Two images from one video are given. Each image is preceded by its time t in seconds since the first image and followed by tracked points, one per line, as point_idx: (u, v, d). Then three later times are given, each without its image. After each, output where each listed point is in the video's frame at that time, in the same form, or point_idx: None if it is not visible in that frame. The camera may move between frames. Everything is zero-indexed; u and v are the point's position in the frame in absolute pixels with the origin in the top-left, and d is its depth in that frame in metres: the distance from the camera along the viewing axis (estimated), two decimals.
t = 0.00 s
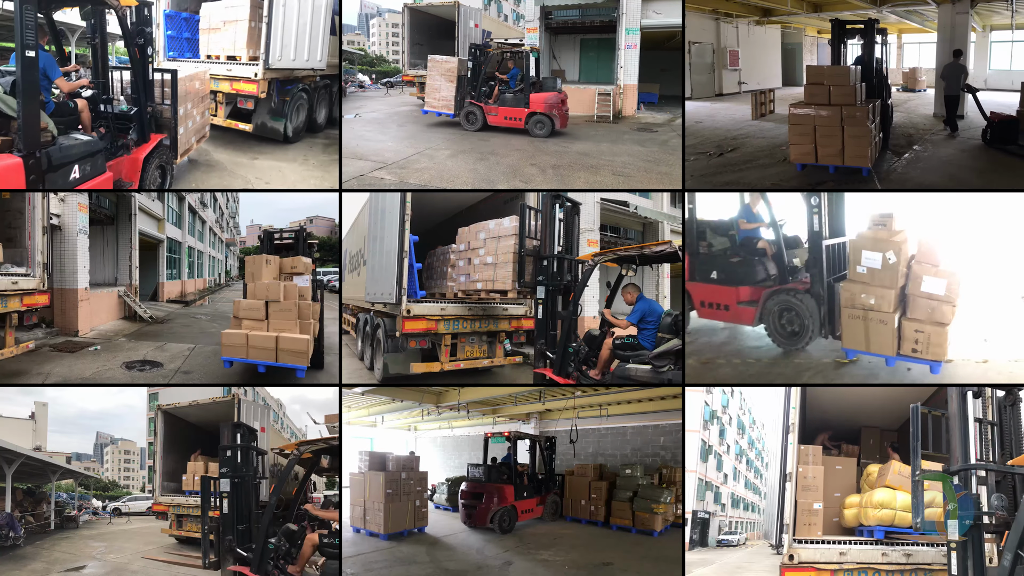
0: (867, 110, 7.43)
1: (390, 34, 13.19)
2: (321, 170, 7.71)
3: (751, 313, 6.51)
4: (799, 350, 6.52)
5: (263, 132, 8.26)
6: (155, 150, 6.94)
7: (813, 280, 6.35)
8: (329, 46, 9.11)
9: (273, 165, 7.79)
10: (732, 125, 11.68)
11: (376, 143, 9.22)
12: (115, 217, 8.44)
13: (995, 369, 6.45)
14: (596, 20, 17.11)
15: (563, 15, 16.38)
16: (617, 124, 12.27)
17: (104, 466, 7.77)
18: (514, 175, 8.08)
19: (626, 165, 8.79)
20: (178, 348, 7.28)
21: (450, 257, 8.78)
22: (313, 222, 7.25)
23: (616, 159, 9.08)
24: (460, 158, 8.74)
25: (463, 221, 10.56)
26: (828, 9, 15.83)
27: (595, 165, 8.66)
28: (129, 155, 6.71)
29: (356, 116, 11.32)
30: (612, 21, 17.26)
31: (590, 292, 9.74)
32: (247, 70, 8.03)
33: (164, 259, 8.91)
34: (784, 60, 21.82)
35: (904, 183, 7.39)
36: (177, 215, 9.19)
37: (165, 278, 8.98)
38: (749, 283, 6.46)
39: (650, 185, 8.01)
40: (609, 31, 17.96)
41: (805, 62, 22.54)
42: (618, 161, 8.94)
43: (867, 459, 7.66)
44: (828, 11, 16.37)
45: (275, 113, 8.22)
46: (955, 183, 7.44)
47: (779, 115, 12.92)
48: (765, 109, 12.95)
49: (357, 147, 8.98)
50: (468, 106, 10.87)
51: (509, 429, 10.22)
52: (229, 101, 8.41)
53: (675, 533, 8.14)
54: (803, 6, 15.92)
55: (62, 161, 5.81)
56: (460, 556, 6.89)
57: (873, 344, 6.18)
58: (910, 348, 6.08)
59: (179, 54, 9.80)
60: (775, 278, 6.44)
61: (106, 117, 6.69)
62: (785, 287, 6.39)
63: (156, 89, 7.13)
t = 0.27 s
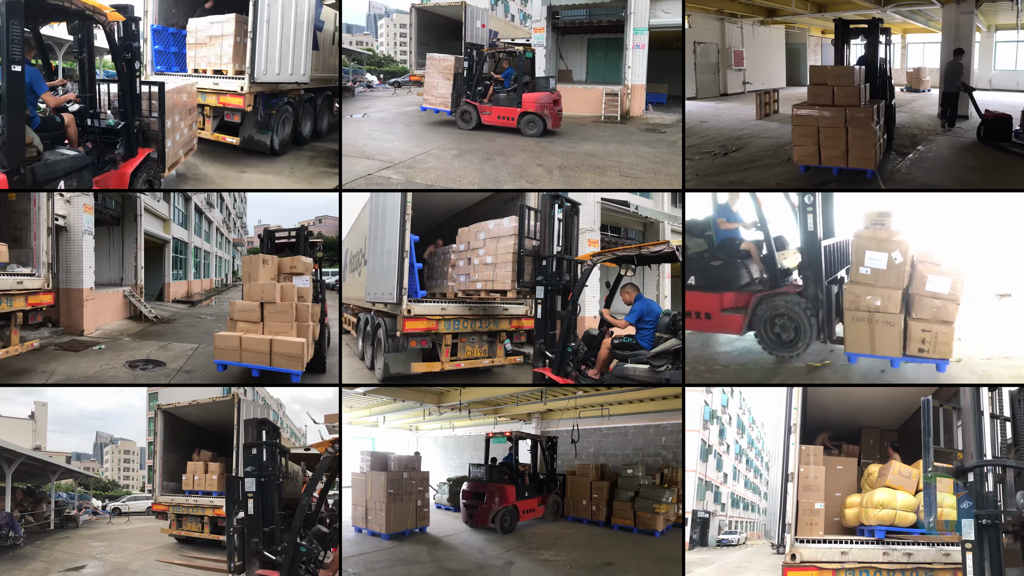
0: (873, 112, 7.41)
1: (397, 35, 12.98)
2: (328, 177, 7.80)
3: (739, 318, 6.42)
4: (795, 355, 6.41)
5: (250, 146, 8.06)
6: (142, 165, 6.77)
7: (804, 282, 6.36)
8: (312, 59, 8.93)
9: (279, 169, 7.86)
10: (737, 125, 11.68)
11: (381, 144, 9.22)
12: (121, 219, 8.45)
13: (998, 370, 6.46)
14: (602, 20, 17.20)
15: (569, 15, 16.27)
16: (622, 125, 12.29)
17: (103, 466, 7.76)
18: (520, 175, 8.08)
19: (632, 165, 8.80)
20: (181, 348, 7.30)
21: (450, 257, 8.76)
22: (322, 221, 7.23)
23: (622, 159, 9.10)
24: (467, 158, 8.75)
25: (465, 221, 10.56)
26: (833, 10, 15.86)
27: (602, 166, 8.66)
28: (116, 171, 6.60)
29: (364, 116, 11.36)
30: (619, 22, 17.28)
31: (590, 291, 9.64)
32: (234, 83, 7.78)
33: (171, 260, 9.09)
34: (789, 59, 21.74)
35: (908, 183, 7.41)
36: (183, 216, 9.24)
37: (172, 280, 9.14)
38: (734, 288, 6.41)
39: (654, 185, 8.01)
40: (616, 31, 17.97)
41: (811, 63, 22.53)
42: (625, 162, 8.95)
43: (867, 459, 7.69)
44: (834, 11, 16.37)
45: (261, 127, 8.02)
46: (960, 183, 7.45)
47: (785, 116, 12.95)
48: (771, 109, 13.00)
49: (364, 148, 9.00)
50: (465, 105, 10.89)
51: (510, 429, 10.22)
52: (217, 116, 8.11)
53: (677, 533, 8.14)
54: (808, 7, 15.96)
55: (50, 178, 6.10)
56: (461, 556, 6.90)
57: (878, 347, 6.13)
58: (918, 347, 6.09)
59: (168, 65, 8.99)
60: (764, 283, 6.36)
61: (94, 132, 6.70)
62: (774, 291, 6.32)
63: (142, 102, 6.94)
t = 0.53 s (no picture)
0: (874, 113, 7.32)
1: (401, 35, 12.51)
2: (334, 181, 7.86)
3: (733, 324, 6.31)
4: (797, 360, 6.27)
5: (242, 160, 7.59)
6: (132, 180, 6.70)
7: (801, 284, 6.19)
8: (301, 72, 8.56)
9: (278, 177, 7.73)
10: (740, 125, 11.68)
11: (384, 144, 9.23)
12: (125, 219, 8.55)
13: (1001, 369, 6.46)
14: (607, 20, 17.21)
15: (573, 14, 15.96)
16: (625, 125, 12.30)
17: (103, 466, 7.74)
18: (523, 175, 8.08)
19: (636, 166, 8.81)
20: (183, 347, 7.30)
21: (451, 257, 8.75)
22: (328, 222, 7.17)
23: (626, 160, 9.11)
24: (471, 157, 8.76)
25: (466, 222, 10.55)
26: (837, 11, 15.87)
27: (605, 166, 8.66)
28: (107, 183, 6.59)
29: (369, 115, 11.47)
30: (623, 22, 17.28)
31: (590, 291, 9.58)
32: (224, 95, 7.34)
33: (175, 259, 9.06)
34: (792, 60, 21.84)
35: (912, 183, 7.42)
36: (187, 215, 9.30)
37: (176, 279, 9.14)
38: (723, 292, 6.31)
39: (656, 185, 8.01)
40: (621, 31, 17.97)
41: (814, 63, 22.54)
42: (628, 162, 8.96)
43: (867, 458, 7.70)
44: (838, 12, 16.38)
45: (253, 140, 7.59)
46: (964, 183, 7.46)
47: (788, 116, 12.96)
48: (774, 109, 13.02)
49: (368, 148, 9.01)
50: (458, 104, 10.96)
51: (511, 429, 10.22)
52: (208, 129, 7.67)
53: (678, 533, 8.14)
54: (812, 7, 15.98)
55: (36, 187, 6.67)
56: (462, 555, 6.90)
57: (886, 347, 6.08)
58: (924, 346, 6.08)
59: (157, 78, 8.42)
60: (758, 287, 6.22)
61: (84, 146, 6.61)
62: (771, 294, 6.16)
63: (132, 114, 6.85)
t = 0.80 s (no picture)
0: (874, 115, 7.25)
1: (404, 35, 12.26)
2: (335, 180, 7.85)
3: (732, 330, 6.31)
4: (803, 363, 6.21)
5: (236, 169, 7.52)
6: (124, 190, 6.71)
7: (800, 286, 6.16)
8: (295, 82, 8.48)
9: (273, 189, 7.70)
10: (742, 125, 11.67)
11: (387, 144, 9.23)
12: (127, 219, 8.53)
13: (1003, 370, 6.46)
14: (610, 20, 17.20)
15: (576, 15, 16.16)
16: (628, 125, 12.30)
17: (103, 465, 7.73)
18: (525, 175, 8.08)
19: (638, 166, 8.81)
20: (184, 347, 7.29)
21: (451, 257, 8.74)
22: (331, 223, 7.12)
23: (628, 160, 9.11)
24: (473, 158, 8.77)
25: (466, 222, 10.53)
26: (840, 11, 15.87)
27: (608, 167, 8.65)
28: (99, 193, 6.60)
29: (371, 115, 11.50)
30: (626, 22, 17.27)
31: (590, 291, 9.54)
32: (218, 105, 7.29)
33: (178, 259, 9.09)
34: (796, 59, 21.92)
35: (915, 183, 7.42)
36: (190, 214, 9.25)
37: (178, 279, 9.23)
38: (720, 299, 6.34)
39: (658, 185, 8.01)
40: (624, 31, 17.95)
41: (817, 63, 22.53)
42: (630, 163, 8.96)
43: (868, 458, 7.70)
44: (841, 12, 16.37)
45: (248, 149, 7.53)
46: (966, 183, 7.46)
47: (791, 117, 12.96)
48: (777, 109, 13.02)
49: (370, 148, 9.01)
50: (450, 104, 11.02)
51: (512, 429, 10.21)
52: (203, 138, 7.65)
53: (678, 533, 8.14)
54: (815, 8, 15.97)
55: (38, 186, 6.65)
56: (462, 555, 6.90)
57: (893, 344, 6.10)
58: (931, 340, 6.14)
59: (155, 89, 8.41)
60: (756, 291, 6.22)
61: (79, 155, 6.74)
62: (771, 298, 6.14)
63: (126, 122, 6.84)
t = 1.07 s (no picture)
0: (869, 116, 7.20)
1: (406, 36, 12.20)
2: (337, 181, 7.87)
3: (733, 335, 6.24)
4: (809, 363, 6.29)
5: (231, 175, 7.46)
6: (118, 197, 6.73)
7: (807, 287, 6.19)
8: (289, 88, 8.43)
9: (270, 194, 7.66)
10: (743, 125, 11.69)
11: (388, 145, 9.24)
12: (129, 219, 8.57)
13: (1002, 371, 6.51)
14: (611, 20, 17.21)
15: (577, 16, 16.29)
16: (629, 125, 12.31)
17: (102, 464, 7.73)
18: (526, 175, 8.09)
19: (639, 167, 8.82)
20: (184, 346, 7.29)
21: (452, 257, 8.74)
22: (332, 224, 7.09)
23: (629, 161, 9.12)
24: (474, 158, 8.77)
25: (467, 222, 10.53)
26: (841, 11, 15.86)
27: (609, 168, 8.66)
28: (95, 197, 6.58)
29: (373, 115, 11.52)
30: (627, 23, 17.27)
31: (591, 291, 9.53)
32: (213, 110, 7.26)
33: (181, 260, 9.07)
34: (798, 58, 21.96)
35: (915, 184, 7.45)
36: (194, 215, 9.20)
37: (182, 279, 9.23)
38: (719, 304, 6.24)
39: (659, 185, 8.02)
40: (625, 31, 17.94)
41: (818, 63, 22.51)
42: (631, 163, 8.98)
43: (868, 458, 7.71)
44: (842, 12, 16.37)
45: (243, 155, 7.47)
46: (966, 183, 7.48)
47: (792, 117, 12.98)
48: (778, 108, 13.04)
49: (371, 148, 9.02)
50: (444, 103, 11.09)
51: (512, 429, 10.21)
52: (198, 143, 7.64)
53: (678, 533, 8.15)
54: (817, 8, 15.97)
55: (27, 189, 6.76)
56: (463, 555, 6.91)
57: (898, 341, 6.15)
58: (933, 334, 6.22)
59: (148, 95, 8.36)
60: (757, 295, 6.18)
61: (71, 162, 6.68)
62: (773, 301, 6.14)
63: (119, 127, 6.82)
